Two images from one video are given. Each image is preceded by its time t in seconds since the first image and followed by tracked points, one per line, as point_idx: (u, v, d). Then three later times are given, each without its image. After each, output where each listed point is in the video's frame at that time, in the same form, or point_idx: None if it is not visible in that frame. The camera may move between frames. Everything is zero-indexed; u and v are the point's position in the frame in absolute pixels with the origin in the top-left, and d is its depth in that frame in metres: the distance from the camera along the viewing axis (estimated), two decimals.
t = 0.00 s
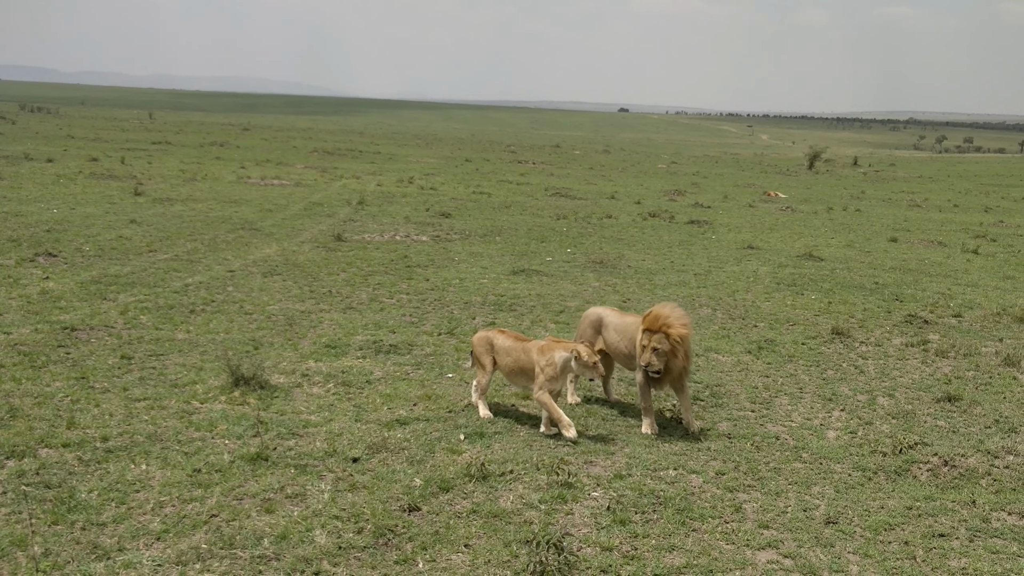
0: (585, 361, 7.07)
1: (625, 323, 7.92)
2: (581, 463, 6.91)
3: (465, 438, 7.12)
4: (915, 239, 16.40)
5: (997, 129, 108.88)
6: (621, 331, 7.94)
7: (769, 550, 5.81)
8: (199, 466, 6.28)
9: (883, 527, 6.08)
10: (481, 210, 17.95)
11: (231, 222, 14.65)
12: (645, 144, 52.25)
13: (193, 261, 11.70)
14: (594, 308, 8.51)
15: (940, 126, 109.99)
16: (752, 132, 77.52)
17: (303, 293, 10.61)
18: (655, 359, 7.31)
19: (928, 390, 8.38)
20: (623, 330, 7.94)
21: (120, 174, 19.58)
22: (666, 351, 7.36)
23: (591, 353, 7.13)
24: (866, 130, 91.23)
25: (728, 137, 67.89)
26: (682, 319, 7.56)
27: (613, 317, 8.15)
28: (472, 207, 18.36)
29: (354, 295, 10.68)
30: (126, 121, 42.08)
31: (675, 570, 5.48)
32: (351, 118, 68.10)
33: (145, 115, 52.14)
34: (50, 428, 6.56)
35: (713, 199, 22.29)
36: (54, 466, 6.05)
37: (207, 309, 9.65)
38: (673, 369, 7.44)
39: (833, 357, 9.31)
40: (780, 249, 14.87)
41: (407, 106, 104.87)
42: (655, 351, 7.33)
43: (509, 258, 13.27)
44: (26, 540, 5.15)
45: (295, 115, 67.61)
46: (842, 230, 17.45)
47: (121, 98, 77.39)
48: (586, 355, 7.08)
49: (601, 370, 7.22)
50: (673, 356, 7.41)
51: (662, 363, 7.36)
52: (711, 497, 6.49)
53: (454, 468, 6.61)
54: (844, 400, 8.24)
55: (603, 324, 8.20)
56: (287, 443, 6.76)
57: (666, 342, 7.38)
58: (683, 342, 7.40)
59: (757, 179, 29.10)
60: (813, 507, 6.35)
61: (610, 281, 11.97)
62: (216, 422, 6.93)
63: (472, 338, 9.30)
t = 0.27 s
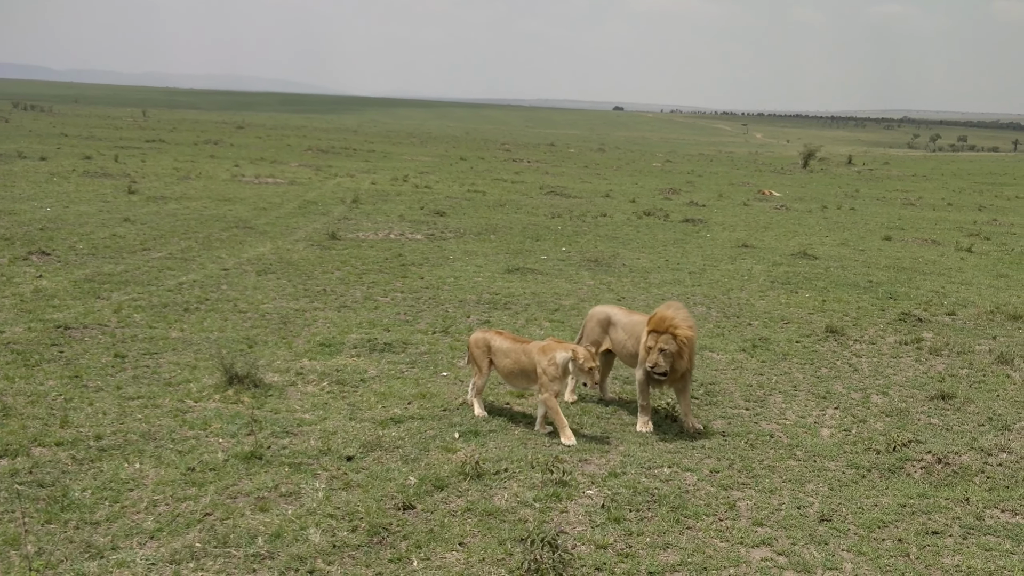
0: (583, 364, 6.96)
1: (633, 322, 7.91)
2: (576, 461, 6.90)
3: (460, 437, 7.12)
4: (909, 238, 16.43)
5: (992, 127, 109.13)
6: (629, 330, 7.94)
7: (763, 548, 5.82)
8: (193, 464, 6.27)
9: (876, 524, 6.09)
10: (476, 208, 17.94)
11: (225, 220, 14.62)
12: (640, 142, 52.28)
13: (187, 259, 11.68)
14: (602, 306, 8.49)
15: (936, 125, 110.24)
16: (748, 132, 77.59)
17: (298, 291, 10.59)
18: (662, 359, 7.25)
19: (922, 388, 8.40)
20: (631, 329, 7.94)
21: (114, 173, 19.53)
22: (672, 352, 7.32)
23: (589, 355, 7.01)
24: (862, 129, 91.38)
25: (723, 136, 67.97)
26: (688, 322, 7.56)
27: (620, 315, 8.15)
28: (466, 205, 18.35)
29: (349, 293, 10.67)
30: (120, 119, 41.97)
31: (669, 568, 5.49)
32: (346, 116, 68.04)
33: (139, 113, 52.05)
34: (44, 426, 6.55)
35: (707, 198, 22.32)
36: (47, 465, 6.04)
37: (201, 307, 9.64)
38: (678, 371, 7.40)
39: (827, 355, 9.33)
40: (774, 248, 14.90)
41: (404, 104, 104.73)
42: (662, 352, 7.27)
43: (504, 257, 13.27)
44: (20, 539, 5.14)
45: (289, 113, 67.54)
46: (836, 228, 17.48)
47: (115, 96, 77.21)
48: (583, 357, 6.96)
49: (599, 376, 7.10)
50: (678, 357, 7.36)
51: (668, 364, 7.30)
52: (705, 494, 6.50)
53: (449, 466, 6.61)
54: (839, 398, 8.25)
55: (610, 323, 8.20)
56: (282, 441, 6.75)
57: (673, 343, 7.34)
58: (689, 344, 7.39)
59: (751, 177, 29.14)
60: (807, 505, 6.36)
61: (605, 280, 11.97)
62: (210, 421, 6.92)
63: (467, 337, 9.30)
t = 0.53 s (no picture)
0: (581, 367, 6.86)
1: (636, 319, 7.94)
2: (570, 459, 6.91)
3: (454, 435, 7.11)
4: (903, 235, 16.45)
5: (987, 126, 109.28)
6: (632, 327, 7.97)
7: (757, 545, 5.82)
8: (187, 463, 6.26)
9: (870, 521, 6.11)
10: (470, 206, 17.93)
11: (219, 218, 14.59)
12: (635, 140, 52.24)
13: (181, 257, 11.65)
14: (604, 304, 8.52)
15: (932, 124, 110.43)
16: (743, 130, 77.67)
17: (292, 289, 10.57)
18: (681, 358, 7.17)
19: (916, 385, 8.41)
20: (634, 326, 7.97)
21: (107, 170, 19.48)
22: (689, 350, 7.26)
23: (588, 358, 6.91)
24: (857, 127, 91.50)
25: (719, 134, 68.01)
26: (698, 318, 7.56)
27: (623, 313, 8.17)
28: (461, 203, 18.34)
29: (343, 291, 10.66)
30: (113, 117, 41.84)
31: (663, 566, 5.49)
32: (341, 114, 67.91)
33: (133, 110, 51.87)
34: (37, 425, 6.53)
35: (702, 196, 22.32)
36: (40, 464, 6.02)
37: (195, 305, 9.62)
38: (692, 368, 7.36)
39: (821, 353, 9.34)
40: (768, 245, 14.91)
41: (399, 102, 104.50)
42: (680, 350, 7.20)
43: (498, 255, 13.26)
44: (13, 538, 5.13)
45: (284, 111, 67.39)
46: (830, 226, 17.50)
47: (109, 94, 76.98)
48: (581, 360, 6.87)
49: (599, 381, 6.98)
50: (693, 355, 7.33)
51: (686, 362, 7.23)
52: (700, 492, 6.51)
53: (443, 465, 6.61)
54: (833, 395, 8.26)
55: (613, 320, 8.22)
56: (276, 440, 6.74)
57: (689, 340, 7.29)
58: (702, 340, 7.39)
59: (746, 175, 29.17)
60: (801, 502, 6.37)
61: (600, 277, 11.97)
62: (204, 419, 6.90)
63: (461, 335, 9.29)
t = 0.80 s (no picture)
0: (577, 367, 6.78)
1: (636, 318, 7.95)
2: (564, 457, 6.91)
3: (448, 433, 7.11)
4: (896, 233, 16.48)
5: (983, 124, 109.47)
6: (632, 326, 7.98)
7: (751, 543, 5.84)
8: (181, 461, 6.25)
9: (863, 519, 6.12)
10: (464, 204, 17.93)
11: (212, 216, 14.58)
12: (630, 138, 52.23)
13: (174, 256, 11.63)
14: (602, 304, 8.52)
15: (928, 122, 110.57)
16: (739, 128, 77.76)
17: (285, 287, 10.57)
18: (702, 356, 7.10)
19: (909, 383, 8.43)
20: (634, 325, 7.98)
21: (101, 169, 19.45)
22: (706, 349, 7.21)
23: (586, 358, 6.82)
24: (854, 125, 91.62)
25: (715, 132, 68.05)
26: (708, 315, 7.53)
27: (622, 312, 8.18)
28: (455, 200, 18.34)
29: (337, 289, 10.65)
30: (106, 115, 41.76)
31: (657, 563, 5.50)
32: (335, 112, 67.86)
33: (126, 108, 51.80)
34: (30, 424, 6.52)
35: (696, 193, 22.37)
36: (34, 463, 6.01)
37: (189, 304, 9.61)
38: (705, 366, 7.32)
39: (815, 350, 9.35)
40: (762, 243, 14.92)
41: (395, 100, 104.37)
42: (699, 349, 7.12)
43: (492, 253, 13.26)
44: (6, 537, 5.12)
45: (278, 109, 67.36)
46: (824, 223, 17.53)
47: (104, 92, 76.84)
48: (578, 359, 6.80)
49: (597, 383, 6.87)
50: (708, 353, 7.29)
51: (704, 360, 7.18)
52: (693, 490, 6.52)
53: (437, 463, 6.61)
54: (826, 393, 8.27)
55: (613, 319, 8.22)
56: (269, 438, 6.74)
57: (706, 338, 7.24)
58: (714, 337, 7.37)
59: (740, 173, 29.22)
60: (794, 500, 6.38)
61: (593, 275, 11.98)
62: (197, 418, 6.90)
63: (455, 333, 9.29)
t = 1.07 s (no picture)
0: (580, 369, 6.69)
1: (634, 319, 7.95)
2: (560, 456, 6.91)
3: (444, 432, 7.10)
4: (891, 231, 16.51)
5: (978, 123, 109.67)
6: (629, 327, 7.98)
7: (746, 541, 5.84)
8: (176, 461, 6.24)
9: (858, 517, 6.13)
10: (459, 203, 17.92)
11: (207, 216, 14.56)
12: (625, 137, 52.25)
13: (169, 255, 11.62)
14: (599, 304, 8.51)
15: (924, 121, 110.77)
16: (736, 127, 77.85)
17: (280, 286, 10.55)
18: (713, 353, 7.16)
19: (903, 381, 8.45)
20: (632, 326, 7.97)
21: (95, 168, 19.41)
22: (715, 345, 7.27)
23: (590, 360, 6.74)
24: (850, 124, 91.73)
25: (711, 131, 68.08)
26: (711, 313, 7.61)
27: (620, 311, 8.18)
28: (450, 199, 18.34)
29: (332, 288, 10.65)
30: (100, 114, 41.65)
31: (652, 562, 5.50)
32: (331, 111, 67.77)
33: (121, 108, 51.69)
34: (24, 424, 6.50)
35: (691, 192, 22.40)
36: (28, 462, 6.00)
37: (184, 303, 9.59)
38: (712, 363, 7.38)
39: (810, 349, 9.36)
40: (757, 242, 14.93)
41: (392, 100, 104.28)
42: (711, 346, 7.17)
43: (487, 252, 13.26)
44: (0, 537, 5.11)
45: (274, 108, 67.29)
46: (819, 222, 17.54)
47: (99, 92, 76.66)
48: (582, 361, 6.72)
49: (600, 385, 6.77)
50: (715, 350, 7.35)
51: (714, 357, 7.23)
52: (689, 488, 6.53)
53: (433, 462, 6.61)
54: (821, 391, 8.29)
55: (611, 319, 8.22)
56: (265, 437, 6.73)
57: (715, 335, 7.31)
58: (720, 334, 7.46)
59: (735, 172, 29.25)
60: (789, 498, 6.39)
61: (589, 274, 11.98)
62: (192, 417, 6.89)
63: (450, 332, 9.29)
